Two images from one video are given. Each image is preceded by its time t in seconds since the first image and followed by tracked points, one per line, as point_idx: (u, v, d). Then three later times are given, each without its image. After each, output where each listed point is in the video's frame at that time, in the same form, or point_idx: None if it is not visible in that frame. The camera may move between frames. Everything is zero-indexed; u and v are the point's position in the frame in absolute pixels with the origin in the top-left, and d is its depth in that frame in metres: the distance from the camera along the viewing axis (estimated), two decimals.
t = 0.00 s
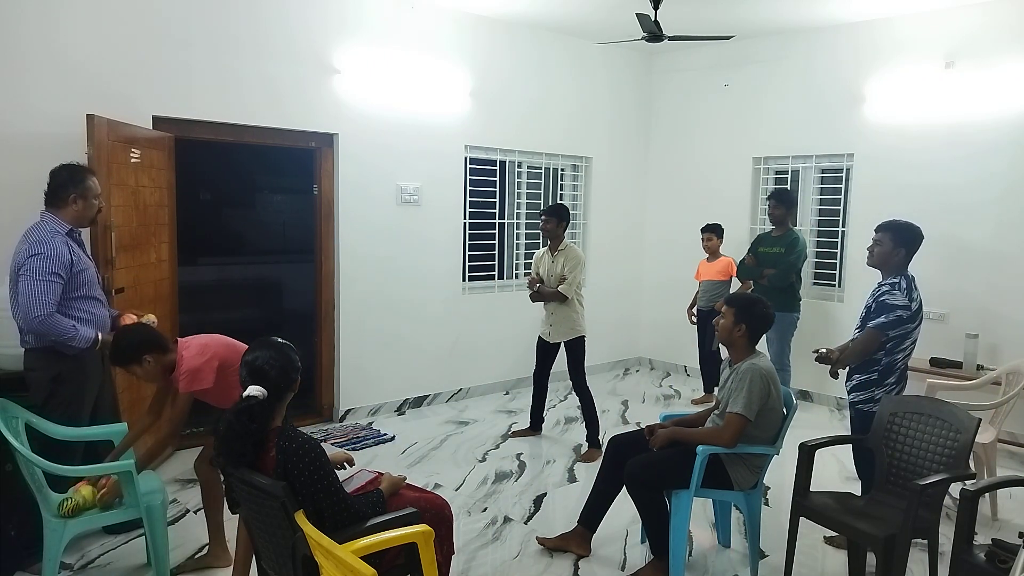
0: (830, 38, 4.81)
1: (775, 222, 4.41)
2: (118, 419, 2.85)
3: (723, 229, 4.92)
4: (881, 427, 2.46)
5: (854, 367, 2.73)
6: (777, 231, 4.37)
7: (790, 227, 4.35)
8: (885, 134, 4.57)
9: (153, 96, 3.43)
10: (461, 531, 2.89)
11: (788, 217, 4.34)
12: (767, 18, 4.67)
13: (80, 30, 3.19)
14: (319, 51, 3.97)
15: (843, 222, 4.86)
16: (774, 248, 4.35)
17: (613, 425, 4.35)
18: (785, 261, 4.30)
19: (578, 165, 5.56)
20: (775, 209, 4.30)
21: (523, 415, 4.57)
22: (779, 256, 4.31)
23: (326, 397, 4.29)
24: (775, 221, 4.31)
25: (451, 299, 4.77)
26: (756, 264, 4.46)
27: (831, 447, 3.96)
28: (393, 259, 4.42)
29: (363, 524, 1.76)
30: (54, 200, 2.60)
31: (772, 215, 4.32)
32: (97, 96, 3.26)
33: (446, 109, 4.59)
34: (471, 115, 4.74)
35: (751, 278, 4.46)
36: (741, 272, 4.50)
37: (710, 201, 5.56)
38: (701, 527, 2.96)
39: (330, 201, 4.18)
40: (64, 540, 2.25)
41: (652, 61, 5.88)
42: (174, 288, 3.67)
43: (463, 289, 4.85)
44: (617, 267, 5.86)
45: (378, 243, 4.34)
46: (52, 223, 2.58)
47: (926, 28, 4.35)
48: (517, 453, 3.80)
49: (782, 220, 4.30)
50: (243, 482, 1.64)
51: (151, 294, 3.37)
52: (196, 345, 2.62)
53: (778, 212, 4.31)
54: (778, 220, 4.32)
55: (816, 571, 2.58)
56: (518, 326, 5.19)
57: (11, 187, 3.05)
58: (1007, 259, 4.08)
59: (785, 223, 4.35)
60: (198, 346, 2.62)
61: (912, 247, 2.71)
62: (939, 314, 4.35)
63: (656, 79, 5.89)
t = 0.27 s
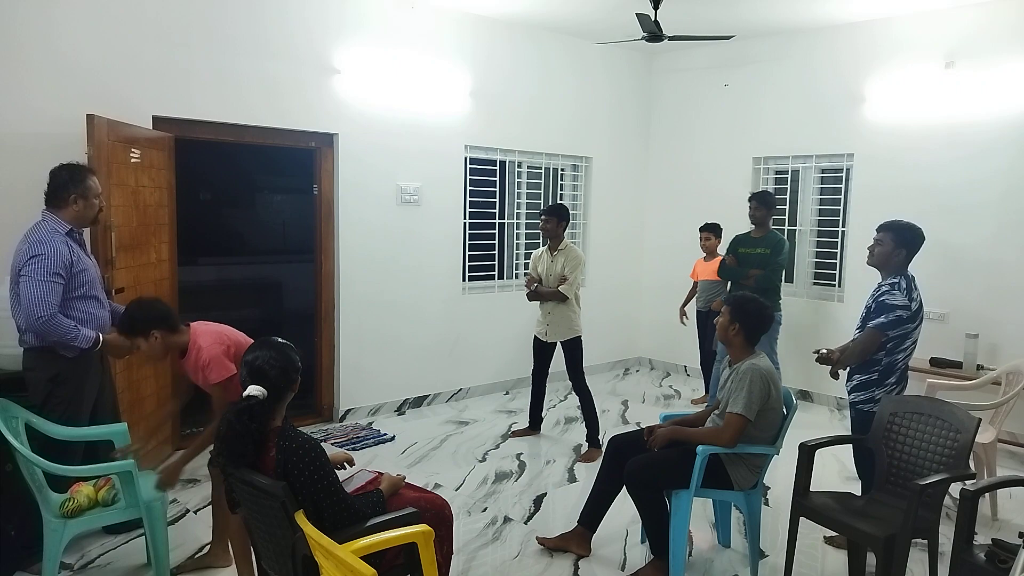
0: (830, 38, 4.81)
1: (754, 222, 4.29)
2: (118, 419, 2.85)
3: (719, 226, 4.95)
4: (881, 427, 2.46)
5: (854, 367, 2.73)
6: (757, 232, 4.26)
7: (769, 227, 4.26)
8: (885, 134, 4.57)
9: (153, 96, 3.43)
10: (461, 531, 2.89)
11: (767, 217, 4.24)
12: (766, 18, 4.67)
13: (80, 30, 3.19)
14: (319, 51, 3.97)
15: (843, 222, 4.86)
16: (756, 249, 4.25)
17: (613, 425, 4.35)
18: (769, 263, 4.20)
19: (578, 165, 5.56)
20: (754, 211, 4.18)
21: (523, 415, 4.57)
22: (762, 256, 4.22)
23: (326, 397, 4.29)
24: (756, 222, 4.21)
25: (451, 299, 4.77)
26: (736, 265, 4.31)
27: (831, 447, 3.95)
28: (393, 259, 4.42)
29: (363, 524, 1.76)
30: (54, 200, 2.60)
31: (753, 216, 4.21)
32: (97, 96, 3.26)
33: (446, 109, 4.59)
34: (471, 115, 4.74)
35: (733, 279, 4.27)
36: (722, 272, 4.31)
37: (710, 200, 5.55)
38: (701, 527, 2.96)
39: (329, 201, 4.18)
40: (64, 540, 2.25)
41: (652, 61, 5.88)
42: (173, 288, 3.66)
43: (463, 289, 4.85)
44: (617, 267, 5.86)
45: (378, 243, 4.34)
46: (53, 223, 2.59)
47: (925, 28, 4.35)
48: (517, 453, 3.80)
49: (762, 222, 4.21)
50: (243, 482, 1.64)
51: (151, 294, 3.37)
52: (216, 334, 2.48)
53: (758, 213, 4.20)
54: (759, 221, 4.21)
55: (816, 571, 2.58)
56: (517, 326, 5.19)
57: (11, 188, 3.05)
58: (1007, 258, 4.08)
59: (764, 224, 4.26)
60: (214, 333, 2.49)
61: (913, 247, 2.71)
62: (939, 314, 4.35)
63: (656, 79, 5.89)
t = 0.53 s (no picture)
0: (830, 38, 4.81)
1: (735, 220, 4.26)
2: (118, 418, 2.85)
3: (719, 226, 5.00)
4: (881, 427, 2.46)
5: (854, 367, 2.73)
6: (739, 230, 4.24)
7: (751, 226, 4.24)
8: (885, 134, 4.57)
9: (153, 96, 3.43)
10: (461, 531, 2.89)
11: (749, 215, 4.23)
12: (766, 18, 4.67)
13: (80, 30, 3.19)
14: (319, 51, 3.97)
15: (843, 222, 4.86)
16: (740, 247, 4.22)
17: (613, 425, 4.35)
18: (753, 259, 4.18)
19: (578, 165, 5.56)
20: (736, 209, 4.15)
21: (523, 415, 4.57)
22: (748, 254, 4.19)
23: (326, 397, 4.29)
24: (738, 220, 4.18)
25: (451, 299, 4.77)
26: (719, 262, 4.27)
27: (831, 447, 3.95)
28: (393, 259, 4.42)
29: (363, 524, 1.76)
30: (55, 200, 2.60)
31: (735, 214, 4.18)
32: (97, 96, 3.26)
33: (446, 109, 4.59)
34: (471, 115, 4.74)
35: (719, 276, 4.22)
36: (705, 270, 4.27)
37: (710, 200, 5.55)
38: (701, 527, 2.96)
39: (329, 201, 4.18)
40: (64, 541, 2.25)
41: (652, 61, 5.88)
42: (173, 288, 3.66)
43: (463, 289, 4.86)
44: (617, 267, 5.86)
45: (378, 243, 4.34)
46: (54, 223, 2.58)
47: (925, 28, 4.35)
48: (517, 453, 3.80)
49: (744, 219, 4.18)
50: (243, 482, 1.64)
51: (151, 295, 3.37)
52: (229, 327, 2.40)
53: (740, 211, 4.17)
54: (740, 219, 4.19)
55: (816, 572, 2.58)
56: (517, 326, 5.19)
57: (12, 187, 3.05)
58: (1007, 259, 4.08)
59: (745, 222, 4.24)
60: (229, 319, 2.44)
61: (913, 247, 2.71)
62: (939, 314, 4.35)
63: (656, 79, 5.89)
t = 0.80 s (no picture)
0: (830, 38, 4.81)
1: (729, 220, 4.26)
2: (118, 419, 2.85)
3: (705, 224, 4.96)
4: (881, 427, 2.46)
5: (854, 367, 2.73)
6: (733, 230, 4.24)
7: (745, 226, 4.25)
8: (885, 134, 4.57)
9: (153, 96, 3.43)
10: (461, 531, 2.89)
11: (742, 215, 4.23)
12: (767, 18, 4.67)
13: (80, 30, 3.19)
14: (319, 51, 3.97)
15: (843, 222, 4.86)
16: (735, 248, 4.22)
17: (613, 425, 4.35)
18: (750, 259, 4.19)
19: (578, 165, 5.56)
20: (729, 209, 4.16)
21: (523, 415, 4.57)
22: (743, 253, 4.20)
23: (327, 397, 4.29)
24: (731, 220, 4.19)
25: (451, 300, 4.77)
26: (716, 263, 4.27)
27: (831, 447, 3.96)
28: (393, 259, 4.42)
29: (363, 524, 1.76)
30: (60, 202, 2.59)
31: (729, 214, 4.18)
32: (97, 96, 3.26)
33: (446, 109, 4.59)
34: (471, 115, 4.74)
35: (714, 276, 4.20)
36: (703, 270, 4.25)
37: (710, 200, 5.55)
38: (701, 527, 2.96)
39: (329, 201, 4.18)
40: (64, 540, 2.25)
41: (652, 61, 5.88)
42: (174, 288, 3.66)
43: (463, 289, 4.86)
44: (617, 267, 5.86)
45: (379, 243, 4.34)
46: (55, 223, 2.58)
47: (926, 28, 4.35)
48: (517, 453, 3.80)
49: (737, 219, 4.19)
50: (243, 483, 1.64)
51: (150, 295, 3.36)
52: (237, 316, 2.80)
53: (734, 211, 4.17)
54: (733, 219, 4.20)
55: (816, 572, 2.58)
56: (517, 326, 5.19)
57: (12, 187, 3.05)
58: (1007, 259, 4.08)
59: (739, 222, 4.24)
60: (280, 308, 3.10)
61: (911, 247, 2.71)
62: (939, 314, 4.35)
63: (656, 79, 5.89)
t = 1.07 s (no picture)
0: (830, 38, 4.81)
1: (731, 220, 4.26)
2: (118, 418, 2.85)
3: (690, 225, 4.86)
4: (881, 427, 2.46)
5: (853, 367, 2.73)
6: (736, 230, 4.25)
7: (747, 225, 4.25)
8: (884, 134, 4.57)
9: (153, 96, 3.43)
10: (461, 531, 2.89)
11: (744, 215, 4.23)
12: (767, 18, 4.67)
13: (80, 30, 3.19)
14: (318, 51, 3.97)
15: (843, 222, 4.86)
16: (737, 247, 4.22)
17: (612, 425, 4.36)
18: (750, 259, 4.19)
19: (578, 165, 5.56)
20: (732, 209, 4.16)
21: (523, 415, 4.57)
22: (745, 253, 4.19)
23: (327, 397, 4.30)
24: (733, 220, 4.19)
25: (451, 300, 4.78)
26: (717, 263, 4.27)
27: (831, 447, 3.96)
28: (393, 259, 4.42)
29: (362, 524, 1.76)
30: (61, 200, 2.59)
31: (731, 214, 4.18)
32: (97, 96, 3.26)
33: (446, 109, 4.59)
34: (471, 115, 4.74)
35: (715, 276, 4.20)
36: (703, 270, 4.25)
37: (710, 200, 5.55)
38: (701, 527, 2.96)
39: (329, 201, 4.18)
40: (64, 540, 2.25)
41: (652, 61, 5.88)
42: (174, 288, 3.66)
43: (463, 289, 4.86)
44: (617, 267, 5.86)
45: (379, 243, 4.35)
46: (58, 223, 2.57)
47: (925, 28, 4.35)
48: (517, 453, 3.80)
49: (740, 219, 4.19)
50: (243, 482, 1.64)
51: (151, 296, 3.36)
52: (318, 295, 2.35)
53: (736, 211, 4.17)
54: (735, 219, 4.19)
55: (816, 571, 2.58)
56: (517, 326, 5.19)
57: (13, 187, 3.05)
58: (1007, 259, 4.08)
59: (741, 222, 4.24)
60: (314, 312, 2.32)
61: (910, 247, 2.71)
62: (939, 314, 4.35)
63: (656, 79, 5.89)
